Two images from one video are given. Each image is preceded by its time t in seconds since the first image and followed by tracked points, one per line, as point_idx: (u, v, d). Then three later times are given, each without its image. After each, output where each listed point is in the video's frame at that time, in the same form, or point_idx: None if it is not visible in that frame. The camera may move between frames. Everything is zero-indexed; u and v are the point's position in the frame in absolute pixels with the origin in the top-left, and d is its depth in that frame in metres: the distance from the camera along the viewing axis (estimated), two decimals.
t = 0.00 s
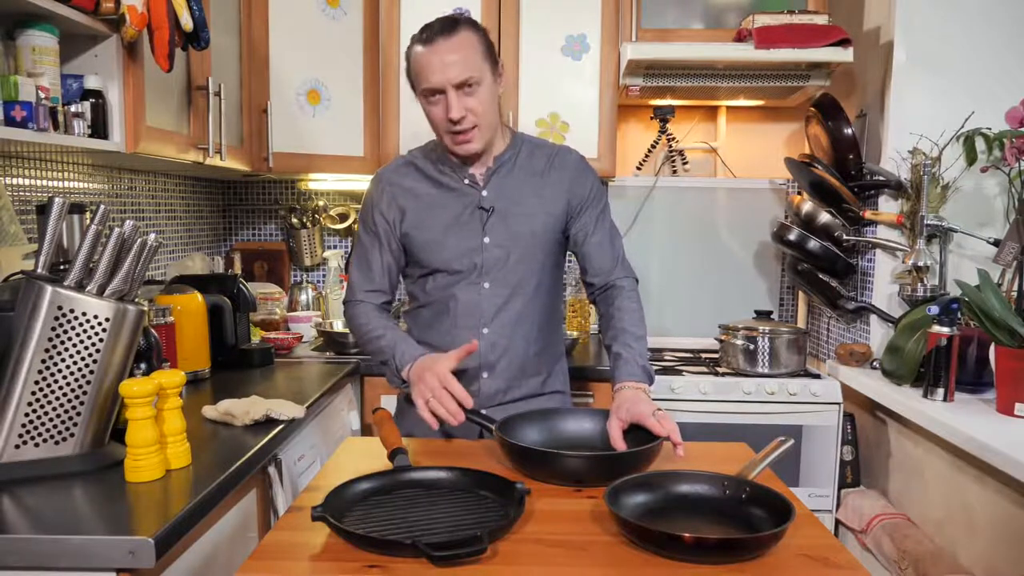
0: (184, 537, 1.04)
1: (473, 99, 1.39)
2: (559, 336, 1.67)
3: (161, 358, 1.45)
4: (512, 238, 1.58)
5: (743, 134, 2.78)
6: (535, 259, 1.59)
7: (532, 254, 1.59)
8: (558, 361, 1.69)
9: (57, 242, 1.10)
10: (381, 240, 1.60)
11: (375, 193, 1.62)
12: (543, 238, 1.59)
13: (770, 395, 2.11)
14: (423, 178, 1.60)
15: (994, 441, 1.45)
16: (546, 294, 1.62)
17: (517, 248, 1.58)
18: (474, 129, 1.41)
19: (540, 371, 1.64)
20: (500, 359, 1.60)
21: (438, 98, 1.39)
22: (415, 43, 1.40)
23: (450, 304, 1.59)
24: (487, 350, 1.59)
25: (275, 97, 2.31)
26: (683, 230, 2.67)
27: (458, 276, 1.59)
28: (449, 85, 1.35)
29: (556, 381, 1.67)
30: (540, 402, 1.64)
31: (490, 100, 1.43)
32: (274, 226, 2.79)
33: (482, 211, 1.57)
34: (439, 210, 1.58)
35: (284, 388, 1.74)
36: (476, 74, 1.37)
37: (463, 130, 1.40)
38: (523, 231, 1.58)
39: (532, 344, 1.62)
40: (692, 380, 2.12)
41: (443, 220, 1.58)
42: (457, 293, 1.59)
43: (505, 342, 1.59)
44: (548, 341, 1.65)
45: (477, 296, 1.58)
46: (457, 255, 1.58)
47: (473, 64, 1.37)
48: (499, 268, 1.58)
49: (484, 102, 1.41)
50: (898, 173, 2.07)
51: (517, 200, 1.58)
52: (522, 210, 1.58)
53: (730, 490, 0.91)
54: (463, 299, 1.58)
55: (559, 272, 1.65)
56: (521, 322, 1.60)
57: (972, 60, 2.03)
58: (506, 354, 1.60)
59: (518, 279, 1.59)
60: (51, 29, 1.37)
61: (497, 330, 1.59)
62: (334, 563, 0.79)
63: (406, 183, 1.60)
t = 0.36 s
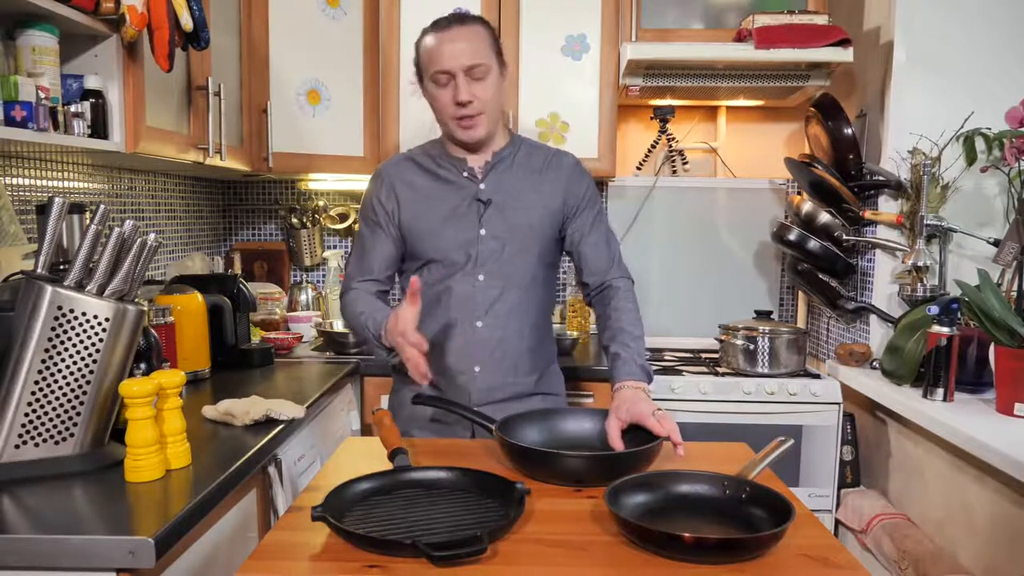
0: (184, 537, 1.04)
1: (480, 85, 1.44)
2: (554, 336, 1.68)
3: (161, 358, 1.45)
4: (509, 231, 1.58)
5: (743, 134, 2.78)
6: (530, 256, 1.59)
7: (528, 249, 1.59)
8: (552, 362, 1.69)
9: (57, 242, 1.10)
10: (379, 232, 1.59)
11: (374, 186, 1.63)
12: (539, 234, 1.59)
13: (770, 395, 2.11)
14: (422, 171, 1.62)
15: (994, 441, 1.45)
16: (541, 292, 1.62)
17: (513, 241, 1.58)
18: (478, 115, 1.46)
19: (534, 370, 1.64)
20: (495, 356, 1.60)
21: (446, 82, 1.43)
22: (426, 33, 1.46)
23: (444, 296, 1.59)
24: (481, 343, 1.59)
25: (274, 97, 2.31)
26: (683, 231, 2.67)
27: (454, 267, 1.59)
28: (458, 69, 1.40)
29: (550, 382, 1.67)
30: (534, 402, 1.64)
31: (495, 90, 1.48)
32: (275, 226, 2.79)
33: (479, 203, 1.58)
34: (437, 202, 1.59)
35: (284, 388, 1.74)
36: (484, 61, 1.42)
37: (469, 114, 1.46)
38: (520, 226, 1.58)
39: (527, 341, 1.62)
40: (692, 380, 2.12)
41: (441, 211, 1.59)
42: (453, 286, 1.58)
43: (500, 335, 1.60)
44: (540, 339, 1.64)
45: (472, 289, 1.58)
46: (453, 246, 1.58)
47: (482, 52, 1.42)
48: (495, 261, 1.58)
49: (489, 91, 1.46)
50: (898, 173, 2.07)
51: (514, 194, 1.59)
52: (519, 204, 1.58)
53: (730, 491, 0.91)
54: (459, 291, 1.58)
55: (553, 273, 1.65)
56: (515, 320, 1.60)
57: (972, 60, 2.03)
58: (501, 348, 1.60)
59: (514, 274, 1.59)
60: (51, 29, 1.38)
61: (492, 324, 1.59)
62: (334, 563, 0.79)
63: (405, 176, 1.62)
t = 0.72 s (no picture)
0: (183, 537, 1.04)
1: (515, 102, 1.45)
2: (548, 337, 1.69)
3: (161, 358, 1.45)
4: (504, 235, 1.59)
5: (743, 134, 2.78)
6: (525, 259, 1.60)
7: (522, 252, 1.60)
8: (548, 363, 1.70)
9: (57, 242, 1.10)
10: (373, 234, 1.57)
11: (368, 187, 1.61)
12: (534, 237, 1.60)
13: (770, 395, 2.11)
14: (417, 172, 1.61)
15: (995, 440, 1.45)
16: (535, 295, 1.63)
17: (508, 245, 1.59)
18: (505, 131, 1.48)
19: (531, 371, 1.65)
20: (491, 358, 1.60)
21: (486, 91, 1.42)
22: (467, 32, 1.43)
23: (440, 300, 1.59)
24: (477, 347, 1.59)
25: (274, 97, 2.31)
26: (683, 231, 2.67)
27: (449, 271, 1.58)
28: (503, 84, 1.40)
29: (546, 381, 1.68)
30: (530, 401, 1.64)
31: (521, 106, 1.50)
32: (274, 226, 2.79)
33: (474, 207, 1.58)
34: (432, 204, 1.58)
35: (284, 388, 1.74)
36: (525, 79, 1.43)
37: (500, 127, 1.46)
38: (515, 229, 1.59)
39: (523, 343, 1.63)
40: (692, 380, 2.12)
41: (436, 214, 1.58)
42: (448, 289, 1.58)
43: (495, 338, 1.60)
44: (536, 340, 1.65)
45: (467, 292, 1.58)
46: (449, 249, 1.58)
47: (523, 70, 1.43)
48: (490, 264, 1.58)
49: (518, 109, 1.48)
50: (898, 173, 2.07)
51: (509, 197, 1.59)
52: (514, 207, 1.59)
53: (730, 490, 0.91)
54: (455, 294, 1.58)
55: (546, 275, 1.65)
56: (510, 321, 1.61)
57: (972, 60, 2.03)
58: (497, 351, 1.60)
59: (509, 277, 1.60)
60: (51, 29, 1.37)
61: (487, 327, 1.60)
62: (334, 563, 0.79)
63: (400, 177, 1.61)
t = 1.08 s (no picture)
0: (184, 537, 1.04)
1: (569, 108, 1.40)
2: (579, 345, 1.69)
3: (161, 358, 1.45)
4: (541, 240, 1.58)
5: (743, 135, 2.78)
6: (560, 266, 1.59)
7: (558, 259, 1.59)
8: (577, 372, 1.69)
9: (57, 242, 1.10)
10: (404, 229, 1.57)
11: (403, 179, 1.60)
12: (571, 245, 1.59)
13: (770, 395, 2.11)
14: (454, 169, 1.60)
15: (995, 440, 1.44)
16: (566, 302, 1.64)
17: (544, 251, 1.58)
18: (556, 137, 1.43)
19: (560, 378, 1.65)
20: (519, 363, 1.60)
21: (541, 95, 1.37)
22: (525, 32, 1.38)
23: (470, 302, 1.58)
24: (508, 353, 1.59)
25: (274, 97, 2.31)
26: (683, 231, 2.66)
27: (482, 274, 1.57)
28: (560, 89, 1.36)
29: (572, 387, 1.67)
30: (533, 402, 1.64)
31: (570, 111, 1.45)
32: (274, 226, 2.79)
33: (512, 210, 1.57)
34: (469, 204, 1.57)
35: (284, 388, 1.74)
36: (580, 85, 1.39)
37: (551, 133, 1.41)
38: (552, 235, 1.58)
39: (553, 349, 1.63)
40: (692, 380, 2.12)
41: (471, 213, 1.57)
42: (479, 292, 1.57)
43: (526, 345, 1.60)
44: (567, 346, 1.66)
45: (501, 297, 1.57)
46: (482, 251, 1.57)
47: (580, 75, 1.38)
48: (525, 269, 1.58)
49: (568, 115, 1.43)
50: (898, 173, 2.07)
51: (548, 203, 1.58)
52: (552, 213, 1.58)
53: (730, 491, 0.91)
54: (486, 298, 1.57)
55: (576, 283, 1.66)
56: (541, 327, 1.61)
57: (972, 60, 2.03)
58: (528, 358, 1.60)
59: (543, 284, 1.59)
60: (51, 29, 1.37)
61: (519, 333, 1.59)
62: (334, 563, 0.79)
63: (436, 173, 1.59)
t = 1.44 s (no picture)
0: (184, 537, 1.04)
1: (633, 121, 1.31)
2: (613, 360, 1.61)
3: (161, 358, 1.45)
4: (585, 252, 1.50)
5: (743, 134, 2.78)
6: (603, 282, 1.51)
7: (603, 273, 1.51)
8: (607, 386, 1.62)
9: (57, 242, 1.10)
10: (454, 219, 1.54)
11: (462, 167, 1.57)
12: (618, 262, 1.51)
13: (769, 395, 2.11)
14: (512, 165, 1.54)
15: (995, 441, 1.44)
16: (603, 317, 1.55)
17: (587, 264, 1.50)
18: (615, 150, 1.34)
19: (585, 390, 1.58)
20: (545, 373, 1.53)
21: (601, 107, 1.29)
22: (590, 38, 1.29)
23: (503, 304, 1.53)
24: (533, 361, 1.53)
25: (274, 97, 2.31)
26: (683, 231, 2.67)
27: (521, 278, 1.52)
28: (622, 100, 1.27)
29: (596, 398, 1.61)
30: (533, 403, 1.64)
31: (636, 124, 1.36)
32: (274, 226, 2.79)
33: (560, 218, 1.50)
34: (520, 203, 1.52)
35: (284, 388, 1.74)
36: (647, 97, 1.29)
37: (609, 147, 1.33)
38: (599, 249, 1.50)
39: (581, 361, 1.55)
40: (691, 381, 2.12)
41: (520, 213, 1.51)
42: (516, 295, 1.52)
43: (554, 355, 1.53)
44: (598, 360, 1.57)
45: (535, 305, 1.51)
46: (524, 254, 1.51)
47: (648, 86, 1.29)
48: (563, 279, 1.50)
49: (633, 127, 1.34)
50: (898, 173, 2.07)
51: (599, 217, 1.50)
52: (602, 228, 1.50)
53: (730, 490, 0.91)
54: (518, 303, 1.52)
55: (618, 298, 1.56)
56: (572, 340, 1.54)
57: (972, 60, 2.03)
58: (553, 368, 1.54)
59: (581, 297, 1.52)
60: (51, 29, 1.37)
61: (547, 342, 1.53)
62: (333, 563, 0.79)
63: (493, 167, 1.54)
